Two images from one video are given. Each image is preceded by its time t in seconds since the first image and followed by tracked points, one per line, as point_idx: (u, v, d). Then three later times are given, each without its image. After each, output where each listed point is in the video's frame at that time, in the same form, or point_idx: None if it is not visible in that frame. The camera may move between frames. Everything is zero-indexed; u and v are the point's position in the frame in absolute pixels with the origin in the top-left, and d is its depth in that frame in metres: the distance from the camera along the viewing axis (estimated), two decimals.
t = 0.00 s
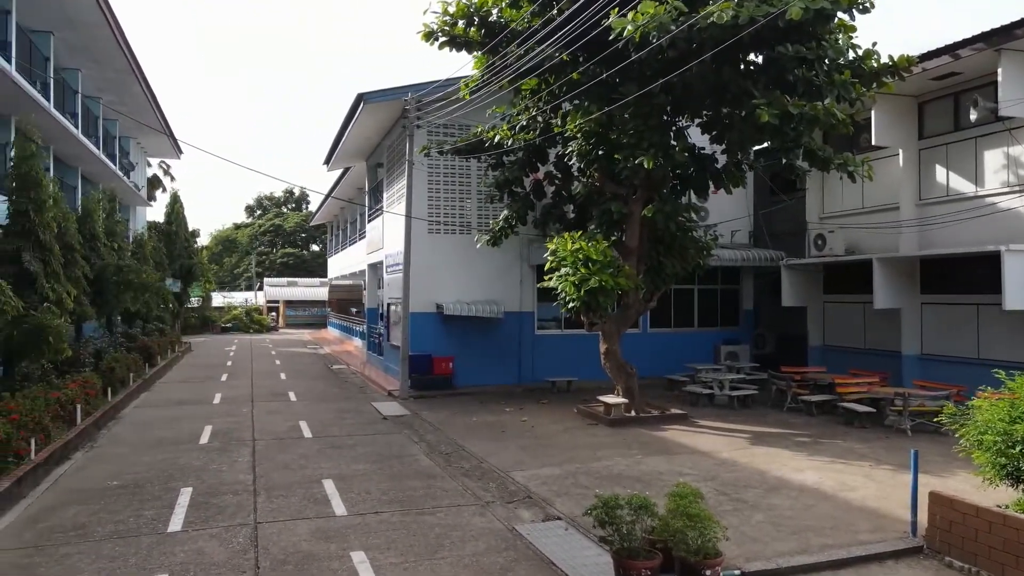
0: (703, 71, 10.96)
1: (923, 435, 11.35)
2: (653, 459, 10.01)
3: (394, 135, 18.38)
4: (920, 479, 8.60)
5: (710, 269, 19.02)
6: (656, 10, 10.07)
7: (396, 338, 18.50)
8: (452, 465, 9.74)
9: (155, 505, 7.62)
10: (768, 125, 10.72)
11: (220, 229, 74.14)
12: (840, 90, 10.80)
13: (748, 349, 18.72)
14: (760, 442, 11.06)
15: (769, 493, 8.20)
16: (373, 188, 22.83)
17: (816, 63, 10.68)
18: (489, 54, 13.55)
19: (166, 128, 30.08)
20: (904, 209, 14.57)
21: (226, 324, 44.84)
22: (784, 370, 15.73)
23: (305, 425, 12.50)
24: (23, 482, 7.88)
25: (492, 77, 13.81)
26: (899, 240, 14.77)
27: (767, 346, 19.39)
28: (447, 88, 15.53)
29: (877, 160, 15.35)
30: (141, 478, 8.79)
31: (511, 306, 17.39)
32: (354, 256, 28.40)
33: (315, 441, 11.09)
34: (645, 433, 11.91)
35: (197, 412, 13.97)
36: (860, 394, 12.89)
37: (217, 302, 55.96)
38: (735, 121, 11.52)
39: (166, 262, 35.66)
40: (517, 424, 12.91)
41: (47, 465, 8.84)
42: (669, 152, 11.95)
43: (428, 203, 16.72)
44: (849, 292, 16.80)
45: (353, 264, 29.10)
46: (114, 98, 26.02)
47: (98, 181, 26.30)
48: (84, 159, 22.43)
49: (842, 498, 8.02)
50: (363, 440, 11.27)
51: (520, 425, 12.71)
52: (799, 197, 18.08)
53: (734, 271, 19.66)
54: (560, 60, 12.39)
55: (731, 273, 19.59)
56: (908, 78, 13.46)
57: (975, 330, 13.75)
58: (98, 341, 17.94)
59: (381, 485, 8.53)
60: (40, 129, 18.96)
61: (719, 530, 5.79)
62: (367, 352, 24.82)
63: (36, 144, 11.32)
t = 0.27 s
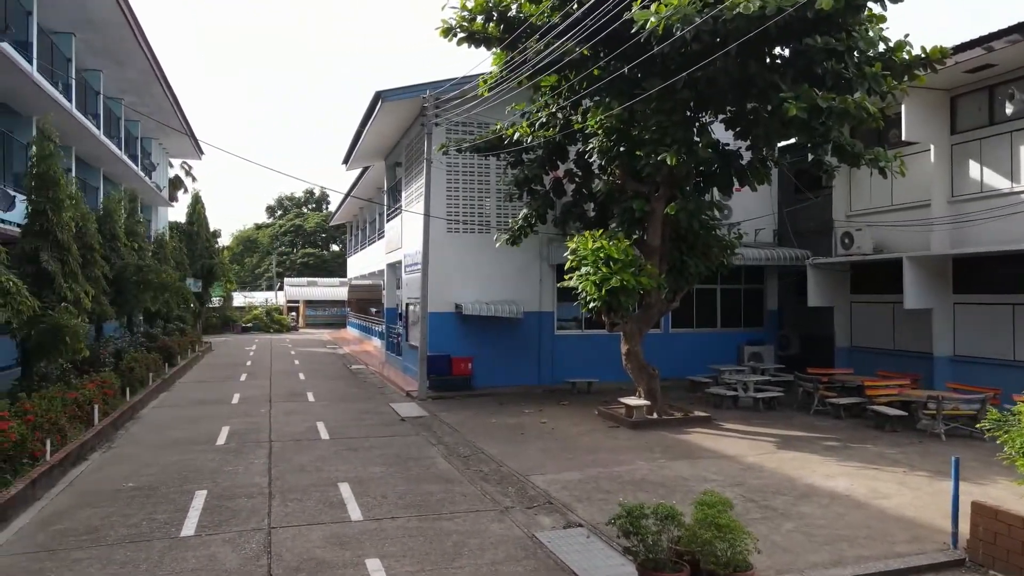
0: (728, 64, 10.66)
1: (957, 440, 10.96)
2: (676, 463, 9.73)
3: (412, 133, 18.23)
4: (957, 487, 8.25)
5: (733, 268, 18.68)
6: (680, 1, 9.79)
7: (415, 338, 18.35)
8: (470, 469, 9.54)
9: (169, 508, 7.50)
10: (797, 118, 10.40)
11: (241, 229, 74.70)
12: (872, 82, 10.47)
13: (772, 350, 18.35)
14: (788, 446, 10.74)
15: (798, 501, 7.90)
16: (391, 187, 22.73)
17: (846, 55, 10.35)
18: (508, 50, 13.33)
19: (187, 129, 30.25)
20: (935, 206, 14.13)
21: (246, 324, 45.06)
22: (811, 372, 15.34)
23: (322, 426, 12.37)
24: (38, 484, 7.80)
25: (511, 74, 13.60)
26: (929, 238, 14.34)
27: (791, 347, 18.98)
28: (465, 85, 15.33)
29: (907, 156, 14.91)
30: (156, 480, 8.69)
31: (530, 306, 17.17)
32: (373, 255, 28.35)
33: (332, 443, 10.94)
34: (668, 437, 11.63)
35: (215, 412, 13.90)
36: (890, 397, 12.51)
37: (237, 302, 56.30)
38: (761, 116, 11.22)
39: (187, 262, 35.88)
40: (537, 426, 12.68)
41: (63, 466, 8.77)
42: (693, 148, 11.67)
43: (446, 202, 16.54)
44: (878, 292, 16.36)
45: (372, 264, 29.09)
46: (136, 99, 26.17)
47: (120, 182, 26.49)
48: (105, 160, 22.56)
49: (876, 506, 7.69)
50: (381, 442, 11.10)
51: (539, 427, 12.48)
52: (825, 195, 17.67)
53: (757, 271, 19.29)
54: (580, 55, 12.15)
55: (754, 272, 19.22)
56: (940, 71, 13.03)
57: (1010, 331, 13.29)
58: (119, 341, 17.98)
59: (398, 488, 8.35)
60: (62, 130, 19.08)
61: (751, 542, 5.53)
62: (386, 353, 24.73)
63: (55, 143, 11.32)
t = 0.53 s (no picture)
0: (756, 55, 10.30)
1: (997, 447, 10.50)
2: (702, 468, 9.37)
3: (431, 131, 18.02)
4: (1001, 497, 7.83)
5: (758, 267, 18.25)
6: None
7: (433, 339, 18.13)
8: (489, 473, 9.27)
9: (181, 514, 7.32)
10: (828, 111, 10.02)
11: (262, 230, 75.16)
12: (906, 73, 10.06)
13: (799, 352, 17.91)
14: (818, 452, 10.35)
15: (832, 510, 7.53)
16: (411, 187, 22.55)
17: (879, 45, 9.95)
18: (527, 45, 13.06)
19: (208, 129, 30.36)
20: (971, 203, 13.62)
21: (267, 324, 45.20)
22: (839, 374, 14.89)
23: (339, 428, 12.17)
24: (50, 487, 7.66)
25: (531, 69, 13.33)
26: (964, 236, 13.83)
27: (819, 348, 18.51)
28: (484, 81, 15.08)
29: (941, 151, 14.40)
30: (169, 483, 8.52)
31: (550, 306, 16.88)
32: (392, 255, 28.21)
33: (348, 446, 10.73)
34: (693, 440, 11.27)
35: (232, 414, 13.77)
36: (924, 401, 12.06)
37: (258, 302, 56.58)
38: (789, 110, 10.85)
39: (208, 262, 36.05)
40: (557, 429, 12.37)
41: (77, 468, 8.64)
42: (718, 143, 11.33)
43: (465, 200, 16.30)
44: (909, 291, 15.85)
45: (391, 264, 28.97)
46: (157, 99, 26.28)
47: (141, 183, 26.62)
48: (126, 161, 22.64)
49: (916, 517, 7.30)
50: (398, 445, 10.87)
51: (560, 430, 12.17)
52: (853, 192, 17.18)
53: (783, 270, 18.83)
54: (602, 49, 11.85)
55: (780, 271, 18.77)
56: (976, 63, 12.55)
57: None
58: (139, 342, 17.98)
59: (415, 494, 8.11)
60: (84, 131, 19.13)
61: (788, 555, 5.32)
62: (405, 353, 24.57)
63: (72, 143, 11.26)
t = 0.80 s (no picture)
0: (788, 44, 9.87)
1: None
2: (733, 475, 8.96)
3: (451, 129, 17.76)
4: None
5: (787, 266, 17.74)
6: None
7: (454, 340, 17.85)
8: (510, 479, 8.96)
9: (193, 520, 7.09)
10: (865, 102, 9.57)
11: (285, 230, 75.60)
12: (949, 61, 9.58)
13: (829, 353, 17.39)
14: (855, 459, 9.88)
15: (875, 523, 7.09)
16: (431, 186, 22.32)
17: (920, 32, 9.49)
18: (550, 38, 12.74)
19: (229, 128, 30.39)
20: (1013, 199, 13.03)
21: (288, 324, 45.32)
22: (874, 377, 14.36)
23: (357, 431, 11.92)
24: (61, 491, 7.48)
25: (554, 63, 12.99)
26: (1006, 233, 13.24)
27: (850, 349, 17.95)
28: (506, 77, 14.77)
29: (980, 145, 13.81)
30: (183, 487, 8.31)
31: (573, 306, 16.53)
32: (413, 255, 28.02)
33: (366, 449, 10.46)
34: (722, 445, 10.84)
35: (251, 415, 13.60)
36: (966, 405, 11.53)
37: (281, 302, 56.83)
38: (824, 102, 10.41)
39: (230, 262, 36.17)
40: (581, 432, 12.02)
41: (91, 471, 8.47)
42: (748, 137, 10.93)
43: (486, 199, 16.01)
44: (947, 291, 15.26)
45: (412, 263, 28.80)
46: (179, 99, 26.36)
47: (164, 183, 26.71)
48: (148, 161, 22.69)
49: (965, 531, 6.85)
50: (417, 449, 10.58)
51: (583, 434, 11.80)
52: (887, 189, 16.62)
53: (813, 269, 18.29)
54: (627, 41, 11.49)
55: (810, 270, 18.24)
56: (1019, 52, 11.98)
57: None
58: (160, 342, 17.95)
59: (433, 502, 7.81)
60: (105, 131, 19.14)
61: None
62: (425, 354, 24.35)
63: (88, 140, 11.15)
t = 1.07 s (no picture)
0: (830, 30, 9.37)
1: None
2: (771, 484, 8.48)
3: (475, 126, 17.44)
4: None
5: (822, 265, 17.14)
6: None
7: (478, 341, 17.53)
8: (537, 487, 8.58)
9: (208, 529, 6.83)
10: (913, 91, 9.03)
11: (311, 231, 76.06)
12: (1002, 47, 9.02)
13: (867, 355, 16.79)
14: (901, 468, 9.34)
15: (929, 540, 6.60)
16: (455, 184, 22.04)
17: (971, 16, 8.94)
18: (576, 30, 12.35)
19: (255, 127, 30.44)
20: None
21: (313, 324, 45.43)
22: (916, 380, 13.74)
23: (379, 434, 11.62)
24: (75, 497, 7.27)
25: (581, 56, 12.60)
26: None
27: (887, 351, 17.24)
28: (532, 71, 14.41)
29: None
30: (200, 493, 8.08)
31: (599, 307, 16.13)
32: (437, 255, 27.77)
33: (388, 454, 10.16)
34: (758, 452, 10.35)
35: (272, 417, 13.39)
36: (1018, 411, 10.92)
37: (306, 302, 57.05)
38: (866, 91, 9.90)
39: (256, 262, 36.29)
40: (609, 437, 11.60)
41: (107, 476, 8.27)
42: (785, 129, 10.45)
43: (511, 196, 15.65)
44: (993, 291, 14.58)
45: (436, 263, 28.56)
46: (205, 99, 26.41)
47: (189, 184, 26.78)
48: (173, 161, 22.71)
49: None
50: (440, 454, 10.26)
51: (612, 439, 11.39)
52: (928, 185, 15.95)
53: (849, 268, 17.66)
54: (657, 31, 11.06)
55: (846, 269, 17.61)
56: None
57: None
58: (183, 343, 17.88)
59: (457, 511, 7.46)
60: (130, 131, 19.14)
61: None
62: (450, 355, 24.07)
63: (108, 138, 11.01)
